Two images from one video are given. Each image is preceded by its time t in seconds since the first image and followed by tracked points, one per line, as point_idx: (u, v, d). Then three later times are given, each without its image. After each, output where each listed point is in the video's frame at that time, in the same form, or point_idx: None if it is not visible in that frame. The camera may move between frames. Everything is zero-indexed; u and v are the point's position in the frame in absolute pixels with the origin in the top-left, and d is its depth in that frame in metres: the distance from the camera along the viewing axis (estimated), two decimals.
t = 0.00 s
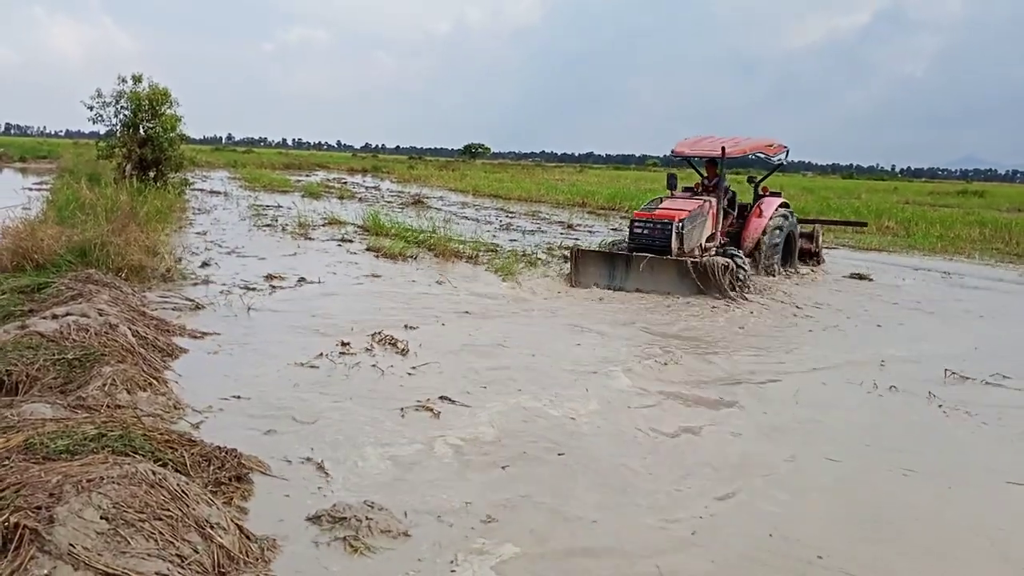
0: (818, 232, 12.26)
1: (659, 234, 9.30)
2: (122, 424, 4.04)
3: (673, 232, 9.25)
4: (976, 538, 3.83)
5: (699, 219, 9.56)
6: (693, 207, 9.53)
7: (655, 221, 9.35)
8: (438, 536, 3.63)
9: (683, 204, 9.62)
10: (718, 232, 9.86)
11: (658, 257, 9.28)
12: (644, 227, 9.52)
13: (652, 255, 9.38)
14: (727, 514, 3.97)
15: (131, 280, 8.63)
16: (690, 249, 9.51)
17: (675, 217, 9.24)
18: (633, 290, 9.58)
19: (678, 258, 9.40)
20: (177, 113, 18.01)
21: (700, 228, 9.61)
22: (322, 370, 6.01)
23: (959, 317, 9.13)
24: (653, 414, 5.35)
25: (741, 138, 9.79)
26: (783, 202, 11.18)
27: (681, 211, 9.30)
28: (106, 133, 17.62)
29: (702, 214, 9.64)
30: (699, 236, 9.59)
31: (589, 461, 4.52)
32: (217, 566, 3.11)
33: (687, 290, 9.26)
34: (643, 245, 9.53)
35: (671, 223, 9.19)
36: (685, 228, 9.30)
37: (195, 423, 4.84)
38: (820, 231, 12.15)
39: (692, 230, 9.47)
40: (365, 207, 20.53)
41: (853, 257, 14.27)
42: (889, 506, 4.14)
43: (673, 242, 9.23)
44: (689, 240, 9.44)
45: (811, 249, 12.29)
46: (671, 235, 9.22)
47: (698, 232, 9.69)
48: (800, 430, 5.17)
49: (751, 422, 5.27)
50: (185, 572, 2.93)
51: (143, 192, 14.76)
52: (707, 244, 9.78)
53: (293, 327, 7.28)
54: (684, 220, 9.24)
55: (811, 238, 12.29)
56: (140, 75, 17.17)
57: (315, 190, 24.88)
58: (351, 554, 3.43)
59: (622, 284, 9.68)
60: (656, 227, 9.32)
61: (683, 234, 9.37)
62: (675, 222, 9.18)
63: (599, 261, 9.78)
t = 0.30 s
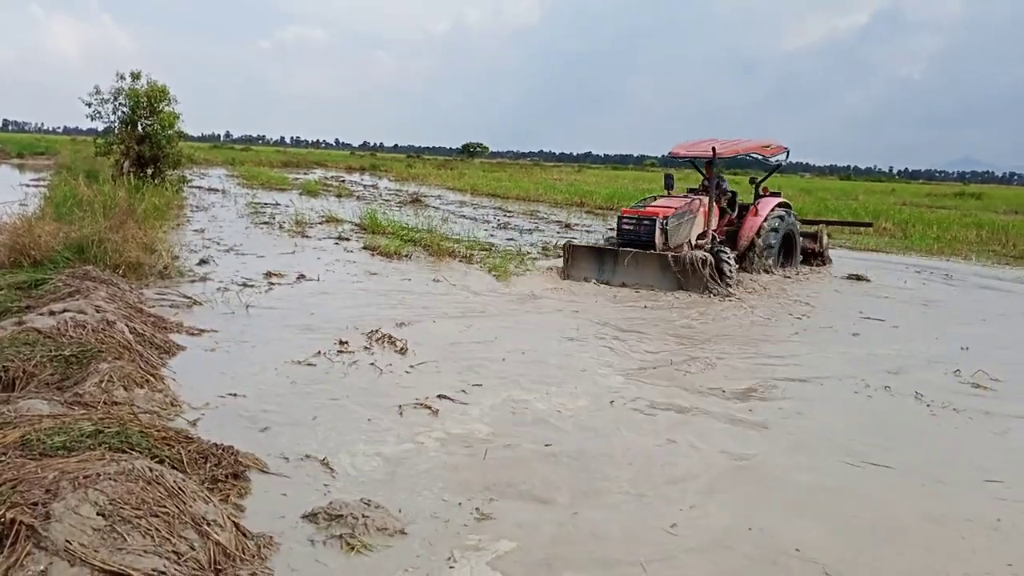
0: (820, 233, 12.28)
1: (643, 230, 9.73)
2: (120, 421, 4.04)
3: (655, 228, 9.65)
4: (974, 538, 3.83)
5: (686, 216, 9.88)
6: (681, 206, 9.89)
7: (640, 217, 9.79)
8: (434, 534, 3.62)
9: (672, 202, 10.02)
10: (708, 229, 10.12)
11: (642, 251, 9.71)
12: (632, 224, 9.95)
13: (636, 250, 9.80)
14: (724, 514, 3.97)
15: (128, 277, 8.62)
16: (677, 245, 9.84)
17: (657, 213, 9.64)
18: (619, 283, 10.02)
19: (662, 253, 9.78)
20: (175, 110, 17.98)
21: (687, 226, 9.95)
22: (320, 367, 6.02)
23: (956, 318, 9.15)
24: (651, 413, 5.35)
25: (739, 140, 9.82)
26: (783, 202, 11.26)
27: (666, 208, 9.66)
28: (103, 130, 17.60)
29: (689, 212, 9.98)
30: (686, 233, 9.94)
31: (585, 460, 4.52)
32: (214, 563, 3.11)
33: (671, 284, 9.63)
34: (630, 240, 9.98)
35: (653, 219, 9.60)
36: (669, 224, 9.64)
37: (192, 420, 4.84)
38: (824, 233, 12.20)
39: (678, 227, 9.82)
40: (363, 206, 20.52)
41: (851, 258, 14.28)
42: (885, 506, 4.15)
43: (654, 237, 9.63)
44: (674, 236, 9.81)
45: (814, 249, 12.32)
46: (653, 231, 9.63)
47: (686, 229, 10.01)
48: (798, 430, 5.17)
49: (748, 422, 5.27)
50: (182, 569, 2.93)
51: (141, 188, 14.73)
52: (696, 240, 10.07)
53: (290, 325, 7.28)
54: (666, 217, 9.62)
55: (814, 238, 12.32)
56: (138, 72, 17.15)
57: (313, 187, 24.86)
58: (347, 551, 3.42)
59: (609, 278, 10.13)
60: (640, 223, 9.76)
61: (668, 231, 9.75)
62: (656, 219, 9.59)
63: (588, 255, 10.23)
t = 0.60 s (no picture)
0: (824, 233, 12.31)
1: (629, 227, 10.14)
2: (116, 420, 4.03)
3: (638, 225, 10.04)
4: (969, 536, 3.84)
5: (674, 215, 10.16)
6: (671, 205, 10.20)
7: (627, 214, 10.21)
8: (431, 534, 3.62)
9: (662, 202, 10.38)
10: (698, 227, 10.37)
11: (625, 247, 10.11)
12: (621, 221, 10.38)
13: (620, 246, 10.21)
14: (721, 513, 3.97)
15: (124, 276, 8.61)
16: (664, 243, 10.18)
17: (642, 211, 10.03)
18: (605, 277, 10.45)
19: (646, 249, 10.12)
20: (171, 109, 17.94)
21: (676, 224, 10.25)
22: (315, 367, 6.00)
23: (952, 318, 9.16)
24: (647, 412, 5.36)
25: (737, 140, 9.82)
26: (782, 201, 11.32)
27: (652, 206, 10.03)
28: (99, 128, 17.55)
29: (679, 212, 10.28)
30: (675, 232, 10.27)
31: (582, 459, 4.53)
32: (210, 563, 3.11)
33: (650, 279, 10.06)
34: (618, 237, 10.40)
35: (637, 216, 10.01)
36: (653, 221, 10.01)
37: (188, 419, 4.83)
38: (828, 234, 12.26)
39: (666, 225, 10.15)
40: (359, 205, 20.49)
41: (847, 257, 14.32)
42: (882, 505, 4.15)
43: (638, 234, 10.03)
44: (660, 234, 10.16)
45: (818, 249, 12.34)
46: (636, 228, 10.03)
47: (675, 227, 10.30)
48: (795, 429, 5.18)
49: (744, 422, 5.28)
50: (179, 568, 2.93)
51: (137, 187, 14.70)
52: (685, 239, 10.35)
53: (287, 324, 7.27)
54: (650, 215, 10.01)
55: (817, 237, 12.34)
56: (135, 71, 17.11)
57: (309, 186, 24.82)
58: (344, 551, 3.42)
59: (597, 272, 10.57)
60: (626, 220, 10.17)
61: (654, 229, 10.12)
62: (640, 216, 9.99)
63: (577, 250, 10.72)
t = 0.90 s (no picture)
0: (835, 237, 12.35)
1: (623, 226, 10.49)
2: (117, 422, 4.03)
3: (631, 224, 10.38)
4: (971, 538, 3.83)
5: (670, 215, 10.43)
6: (668, 205, 10.47)
7: (623, 213, 10.55)
8: (432, 537, 3.62)
9: (660, 202, 10.67)
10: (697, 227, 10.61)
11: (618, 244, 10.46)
12: (619, 220, 10.72)
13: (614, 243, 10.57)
14: (722, 515, 3.96)
15: (125, 278, 8.61)
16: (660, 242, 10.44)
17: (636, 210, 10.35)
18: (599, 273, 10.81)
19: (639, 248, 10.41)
20: (172, 111, 17.94)
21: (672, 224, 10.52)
22: (314, 369, 6.00)
23: (951, 320, 9.17)
24: (649, 414, 5.36)
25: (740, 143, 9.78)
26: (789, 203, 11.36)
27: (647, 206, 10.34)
28: (100, 130, 17.55)
29: (676, 212, 10.52)
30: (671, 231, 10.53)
31: (584, 461, 4.52)
32: (210, 566, 3.10)
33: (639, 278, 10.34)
34: (614, 235, 10.75)
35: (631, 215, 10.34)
36: (645, 221, 10.34)
37: (188, 422, 4.83)
38: (839, 238, 12.31)
39: (661, 225, 10.44)
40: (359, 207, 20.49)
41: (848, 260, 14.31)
42: (884, 506, 4.15)
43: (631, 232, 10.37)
44: (655, 233, 10.45)
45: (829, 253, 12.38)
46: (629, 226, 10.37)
47: (672, 227, 10.49)
48: (797, 431, 5.18)
49: (746, 424, 5.28)
50: (179, 571, 2.93)
51: (137, 189, 14.70)
52: (683, 238, 10.58)
53: (288, 327, 7.27)
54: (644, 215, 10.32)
55: (827, 242, 12.37)
56: (135, 73, 17.11)
57: (309, 188, 24.82)
58: (345, 554, 3.42)
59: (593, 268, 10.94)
60: (621, 219, 10.52)
61: (649, 228, 10.42)
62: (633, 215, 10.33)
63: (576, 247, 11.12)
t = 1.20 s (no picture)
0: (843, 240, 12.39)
1: (623, 225, 10.69)
2: (113, 423, 4.02)
3: (630, 223, 10.57)
4: (969, 539, 3.84)
5: (670, 215, 10.61)
6: (670, 206, 10.66)
7: (623, 212, 10.75)
8: (429, 538, 3.61)
9: (661, 202, 10.84)
10: (699, 228, 10.84)
11: (617, 244, 10.78)
12: (619, 219, 10.93)
13: (613, 242, 10.90)
14: (720, 516, 3.97)
15: (121, 278, 8.59)
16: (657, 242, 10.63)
17: (635, 210, 10.54)
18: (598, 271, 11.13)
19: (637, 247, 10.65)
20: (169, 111, 17.93)
21: (673, 224, 10.70)
22: (312, 369, 6.00)
23: (946, 322, 9.20)
24: (647, 414, 5.37)
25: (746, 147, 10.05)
26: (794, 207, 11.45)
27: (647, 206, 10.52)
28: (97, 130, 17.53)
29: (676, 213, 10.70)
30: (671, 231, 10.71)
31: (582, 462, 4.53)
32: (207, 566, 3.10)
33: (633, 276, 10.62)
34: (614, 234, 10.96)
35: (630, 215, 10.54)
36: (644, 221, 10.50)
37: (186, 422, 4.83)
38: (847, 240, 12.36)
39: (661, 225, 10.62)
40: (356, 208, 20.49)
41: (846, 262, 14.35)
42: (881, 507, 4.16)
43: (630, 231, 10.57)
44: (654, 233, 10.64)
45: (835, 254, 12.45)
46: (628, 225, 10.56)
47: (673, 227, 10.75)
48: (794, 432, 5.19)
49: (743, 424, 5.28)
50: (176, 571, 2.92)
51: (134, 189, 14.68)
52: (683, 239, 10.80)
53: (286, 327, 7.27)
54: (643, 215, 10.51)
55: (835, 244, 12.42)
56: (133, 73, 17.10)
57: (306, 189, 24.82)
58: (341, 555, 3.41)
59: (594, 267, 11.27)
60: (621, 218, 10.72)
61: (649, 228, 10.61)
62: (632, 215, 10.52)
63: (578, 245, 11.49)
